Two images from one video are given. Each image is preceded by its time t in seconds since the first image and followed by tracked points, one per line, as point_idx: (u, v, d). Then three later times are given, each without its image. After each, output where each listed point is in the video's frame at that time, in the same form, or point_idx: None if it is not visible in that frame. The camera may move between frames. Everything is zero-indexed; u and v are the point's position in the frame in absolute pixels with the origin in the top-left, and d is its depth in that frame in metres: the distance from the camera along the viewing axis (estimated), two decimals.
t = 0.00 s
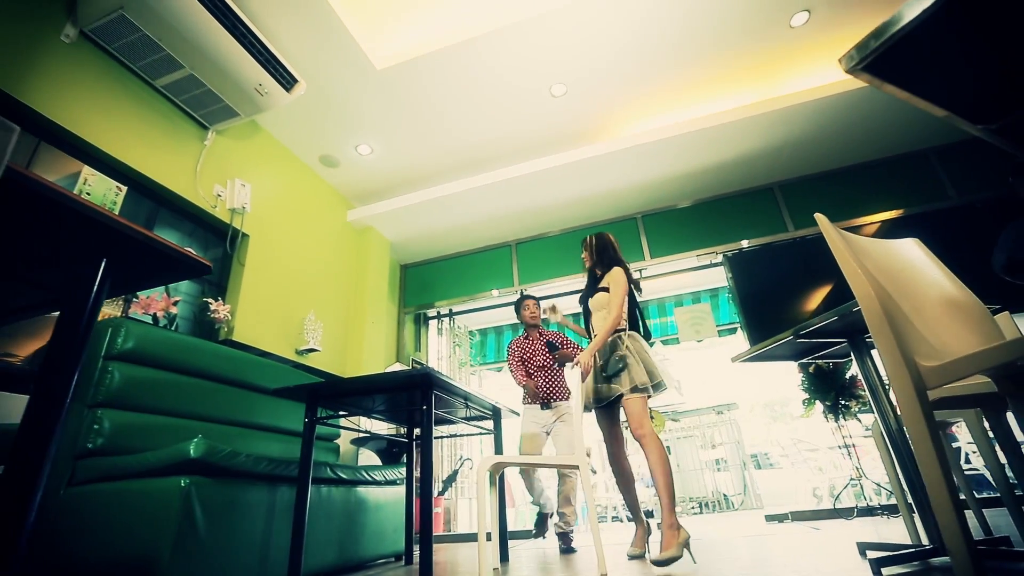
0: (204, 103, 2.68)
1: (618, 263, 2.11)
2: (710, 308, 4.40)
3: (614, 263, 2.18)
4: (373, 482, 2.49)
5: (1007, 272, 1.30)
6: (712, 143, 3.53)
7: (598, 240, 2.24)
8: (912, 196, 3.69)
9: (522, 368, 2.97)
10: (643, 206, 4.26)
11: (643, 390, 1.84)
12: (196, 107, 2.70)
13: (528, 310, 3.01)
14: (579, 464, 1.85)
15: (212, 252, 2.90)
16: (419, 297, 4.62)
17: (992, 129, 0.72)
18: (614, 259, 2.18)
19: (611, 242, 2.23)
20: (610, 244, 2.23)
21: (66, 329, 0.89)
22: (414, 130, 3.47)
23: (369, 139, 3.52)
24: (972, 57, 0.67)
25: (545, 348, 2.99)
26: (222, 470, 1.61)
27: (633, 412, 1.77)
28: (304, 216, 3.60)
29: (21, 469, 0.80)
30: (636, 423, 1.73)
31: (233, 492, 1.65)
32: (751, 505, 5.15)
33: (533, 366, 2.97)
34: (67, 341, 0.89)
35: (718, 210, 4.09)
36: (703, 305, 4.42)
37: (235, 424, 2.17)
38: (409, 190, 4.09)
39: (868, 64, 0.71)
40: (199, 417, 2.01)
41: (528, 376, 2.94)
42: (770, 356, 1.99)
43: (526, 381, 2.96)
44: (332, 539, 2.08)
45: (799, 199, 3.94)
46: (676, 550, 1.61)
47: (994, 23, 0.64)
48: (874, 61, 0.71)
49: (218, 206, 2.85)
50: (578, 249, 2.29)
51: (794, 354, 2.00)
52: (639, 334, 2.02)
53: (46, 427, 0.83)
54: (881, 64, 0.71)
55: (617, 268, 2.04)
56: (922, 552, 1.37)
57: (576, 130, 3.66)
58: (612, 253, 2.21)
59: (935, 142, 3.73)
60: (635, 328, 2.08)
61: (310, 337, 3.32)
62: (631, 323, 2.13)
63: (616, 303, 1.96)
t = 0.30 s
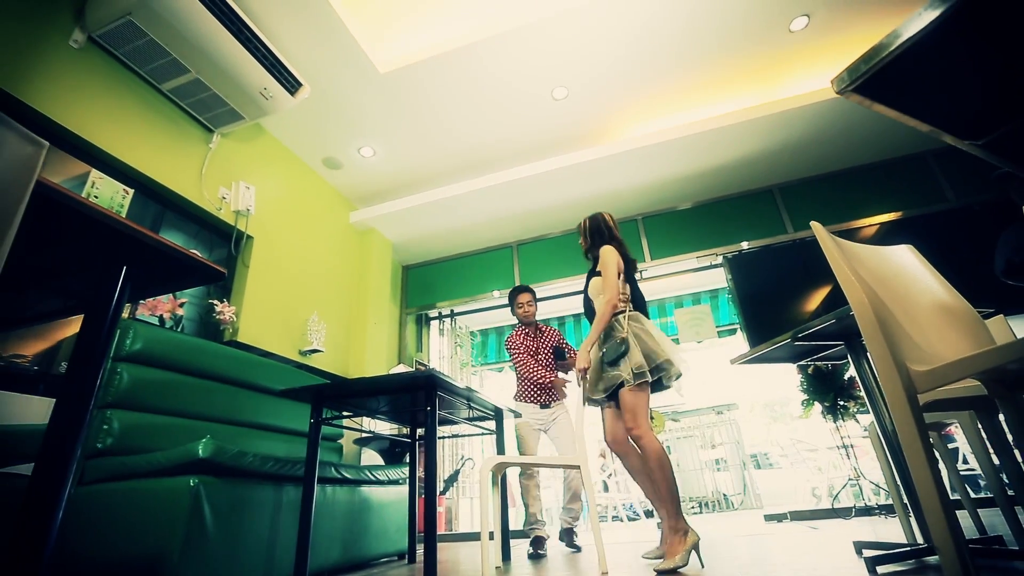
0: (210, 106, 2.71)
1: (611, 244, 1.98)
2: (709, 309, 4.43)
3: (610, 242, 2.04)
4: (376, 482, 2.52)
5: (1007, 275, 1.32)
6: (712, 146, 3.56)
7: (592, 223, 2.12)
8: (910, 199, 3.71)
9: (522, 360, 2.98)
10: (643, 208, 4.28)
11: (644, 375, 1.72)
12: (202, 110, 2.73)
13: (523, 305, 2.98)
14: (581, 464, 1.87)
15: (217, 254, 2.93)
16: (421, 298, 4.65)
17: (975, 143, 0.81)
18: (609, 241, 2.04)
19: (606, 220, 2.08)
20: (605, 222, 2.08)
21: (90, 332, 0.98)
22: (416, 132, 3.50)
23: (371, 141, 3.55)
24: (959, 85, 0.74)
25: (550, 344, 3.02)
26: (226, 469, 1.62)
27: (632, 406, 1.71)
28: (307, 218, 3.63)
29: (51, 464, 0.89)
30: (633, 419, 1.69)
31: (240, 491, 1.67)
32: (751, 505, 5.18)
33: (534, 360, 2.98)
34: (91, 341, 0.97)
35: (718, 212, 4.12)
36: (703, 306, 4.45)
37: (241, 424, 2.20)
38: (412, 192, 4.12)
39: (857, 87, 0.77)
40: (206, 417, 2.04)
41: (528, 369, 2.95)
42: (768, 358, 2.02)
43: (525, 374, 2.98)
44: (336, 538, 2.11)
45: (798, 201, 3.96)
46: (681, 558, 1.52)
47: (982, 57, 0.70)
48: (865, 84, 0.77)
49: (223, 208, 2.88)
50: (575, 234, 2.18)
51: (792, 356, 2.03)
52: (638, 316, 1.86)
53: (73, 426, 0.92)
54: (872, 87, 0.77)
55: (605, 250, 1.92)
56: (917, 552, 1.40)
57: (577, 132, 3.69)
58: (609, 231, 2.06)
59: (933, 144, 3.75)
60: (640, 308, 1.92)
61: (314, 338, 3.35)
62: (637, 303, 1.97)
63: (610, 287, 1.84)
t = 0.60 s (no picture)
0: (212, 108, 2.72)
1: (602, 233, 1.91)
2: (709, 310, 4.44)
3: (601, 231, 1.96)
4: (377, 482, 2.54)
5: (1006, 277, 1.33)
6: (712, 148, 3.58)
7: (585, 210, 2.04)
8: (909, 200, 3.73)
9: (524, 355, 2.99)
10: (643, 209, 4.30)
11: (622, 374, 1.68)
12: (204, 112, 2.74)
13: (528, 300, 3.00)
14: (582, 464, 1.88)
15: (219, 256, 2.94)
16: (421, 299, 4.66)
17: (970, 150, 0.83)
18: (601, 230, 1.97)
19: (598, 208, 1.99)
20: (595, 210, 2.00)
21: (100, 334, 0.99)
22: (417, 134, 3.51)
23: (372, 143, 3.56)
24: (955, 93, 0.75)
25: (555, 344, 3.04)
26: (229, 468, 1.63)
27: (607, 407, 1.69)
28: (308, 219, 3.64)
29: (60, 465, 0.90)
30: (607, 421, 1.67)
31: (242, 491, 1.68)
32: (751, 505, 5.14)
33: (537, 357, 3.00)
34: (101, 343, 0.99)
35: (718, 213, 4.13)
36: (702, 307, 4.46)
37: (244, 425, 2.21)
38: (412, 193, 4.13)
39: (854, 95, 0.79)
40: (209, 418, 2.05)
41: (530, 365, 2.96)
42: (767, 359, 2.03)
43: (526, 369, 2.99)
44: (338, 539, 2.12)
45: (797, 203, 3.98)
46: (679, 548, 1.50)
47: (979, 65, 0.71)
48: (860, 93, 0.78)
49: (224, 210, 2.89)
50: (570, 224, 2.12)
51: (791, 357, 2.04)
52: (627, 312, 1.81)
53: (81, 428, 0.93)
54: (868, 95, 0.78)
55: (596, 241, 1.86)
56: (915, 551, 1.41)
57: (577, 134, 3.70)
58: (600, 220, 1.98)
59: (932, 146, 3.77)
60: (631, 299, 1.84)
61: (315, 339, 3.37)
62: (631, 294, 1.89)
63: (598, 282, 1.79)
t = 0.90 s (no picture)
0: (212, 109, 2.73)
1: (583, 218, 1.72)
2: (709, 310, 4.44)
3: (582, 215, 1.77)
4: (377, 482, 2.54)
5: (1003, 277, 1.34)
6: (712, 149, 3.58)
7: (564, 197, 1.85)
8: (909, 201, 3.73)
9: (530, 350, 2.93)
10: (643, 210, 4.30)
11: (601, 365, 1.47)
12: (204, 112, 2.74)
13: (533, 295, 2.94)
14: (582, 464, 1.89)
15: (219, 256, 2.95)
16: (421, 299, 4.67)
17: (968, 151, 0.84)
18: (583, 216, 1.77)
19: (578, 193, 1.81)
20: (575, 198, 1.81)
21: (104, 335, 0.99)
22: (417, 135, 3.52)
23: (372, 143, 3.56)
24: (953, 96, 0.76)
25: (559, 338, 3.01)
26: (230, 468, 1.63)
27: (590, 398, 1.47)
28: (308, 219, 3.65)
29: (63, 465, 0.91)
30: (589, 411, 1.47)
31: (243, 492, 1.68)
32: (751, 505, 5.21)
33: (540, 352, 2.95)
34: (104, 344, 0.99)
35: (718, 213, 4.14)
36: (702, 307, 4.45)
37: (245, 425, 2.22)
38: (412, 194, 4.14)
39: (852, 98, 0.79)
40: (210, 418, 2.05)
41: (535, 361, 2.90)
42: (767, 359, 2.03)
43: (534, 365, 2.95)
44: (339, 539, 2.12)
45: (797, 203, 3.98)
46: None
47: (978, 67, 0.71)
48: (859, 96, 0.78)
49: (225, 210, 2.90)
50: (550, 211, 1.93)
51: (791, 358, 2.04)
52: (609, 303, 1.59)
53: (84, 429, 0.94)
54: (868, 98, 0.79)
55: (577, 226, 1.65)
56: (914, 551, 1.42)
57: (577, 134, 3.71)
58: (581, 205, 1.80)
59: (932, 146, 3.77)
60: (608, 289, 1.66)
61: (315, 339, 3.37)
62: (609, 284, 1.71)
63: (577, 266, 1.58)
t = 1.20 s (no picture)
0: (212, 109, 2.73)
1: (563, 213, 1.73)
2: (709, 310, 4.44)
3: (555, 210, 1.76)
4: (377, 482, 2.54)
5: (1003, 277, 1.34)
6: (711, 149, 3.59)
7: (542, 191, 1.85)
8: (909, 201, 3.73)
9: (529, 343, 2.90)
10: (643, 210, 4.30)
11: (580, 365, 1.44)
12: (204, 112, 2.74)
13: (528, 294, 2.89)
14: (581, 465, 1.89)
15: (219, 256, 2.95)
16: (421, 299, 4.67)
17: (968, 151, 0.84)
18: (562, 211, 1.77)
19: (552, 188, 1.81)
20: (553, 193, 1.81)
21: (103, 336, 0.99)
22: (417, 135, 3.52)
23: (372, 143, 3.56)
24: (953, 96, 0.76)
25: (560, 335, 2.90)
26: (230, 468, 1.63)
27: (574, 401, 1.43)
28: (308, 219, 3.65)
29: (63, 465, 0.91)
30: (576, 414, 1.42)
31: (243, 492, 1.68)
32: (750, 505, 5.25)
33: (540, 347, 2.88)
34: (103, 344, 0.99)
35: (718, 213, 4.14)
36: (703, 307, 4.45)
37: (244, 425, 2.22)
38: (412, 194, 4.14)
39: (852, 98, 0.79)
40: (210, 418, 2.05)
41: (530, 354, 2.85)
42: (767, 359, 2.03)
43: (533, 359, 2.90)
44: (339, 540, 2.12)
45: (797, 203, 3.98)
46: None
47: (979, 67, 0.71)
48: (859, 96, 0.78)
49: (225, 210, 2.90)
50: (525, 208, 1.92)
51: (791, 358, 2.04)
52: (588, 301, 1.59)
53: (83, 429, 0.93)
54: (868, 98, 0.79)
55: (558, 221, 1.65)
56: (913, 551, 1.42)
57: (577, 134, 3.71)
58: (554, 200, 1.79)
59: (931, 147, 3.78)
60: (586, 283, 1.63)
61: (315, 339, 3.37)
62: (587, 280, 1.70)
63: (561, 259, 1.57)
